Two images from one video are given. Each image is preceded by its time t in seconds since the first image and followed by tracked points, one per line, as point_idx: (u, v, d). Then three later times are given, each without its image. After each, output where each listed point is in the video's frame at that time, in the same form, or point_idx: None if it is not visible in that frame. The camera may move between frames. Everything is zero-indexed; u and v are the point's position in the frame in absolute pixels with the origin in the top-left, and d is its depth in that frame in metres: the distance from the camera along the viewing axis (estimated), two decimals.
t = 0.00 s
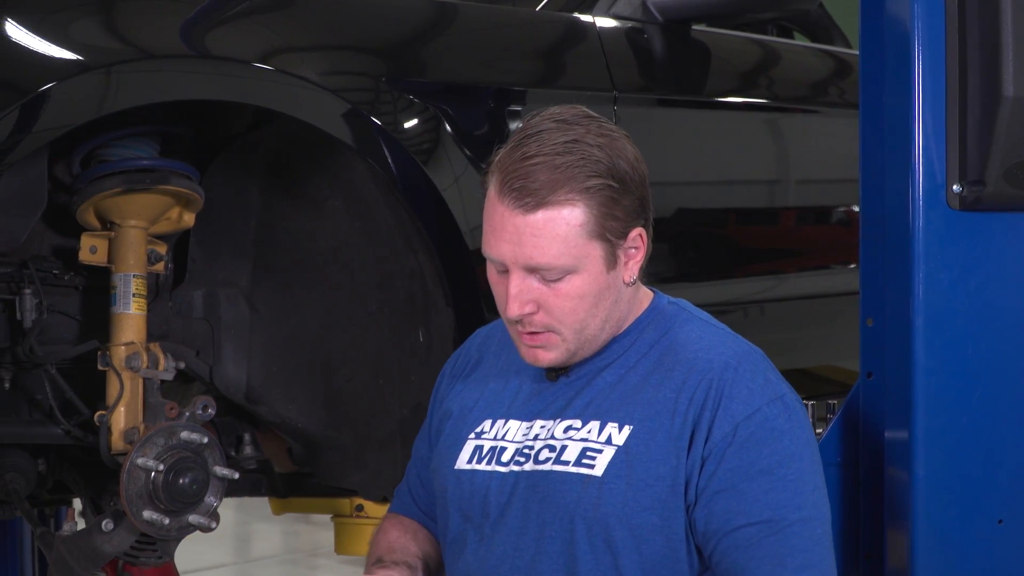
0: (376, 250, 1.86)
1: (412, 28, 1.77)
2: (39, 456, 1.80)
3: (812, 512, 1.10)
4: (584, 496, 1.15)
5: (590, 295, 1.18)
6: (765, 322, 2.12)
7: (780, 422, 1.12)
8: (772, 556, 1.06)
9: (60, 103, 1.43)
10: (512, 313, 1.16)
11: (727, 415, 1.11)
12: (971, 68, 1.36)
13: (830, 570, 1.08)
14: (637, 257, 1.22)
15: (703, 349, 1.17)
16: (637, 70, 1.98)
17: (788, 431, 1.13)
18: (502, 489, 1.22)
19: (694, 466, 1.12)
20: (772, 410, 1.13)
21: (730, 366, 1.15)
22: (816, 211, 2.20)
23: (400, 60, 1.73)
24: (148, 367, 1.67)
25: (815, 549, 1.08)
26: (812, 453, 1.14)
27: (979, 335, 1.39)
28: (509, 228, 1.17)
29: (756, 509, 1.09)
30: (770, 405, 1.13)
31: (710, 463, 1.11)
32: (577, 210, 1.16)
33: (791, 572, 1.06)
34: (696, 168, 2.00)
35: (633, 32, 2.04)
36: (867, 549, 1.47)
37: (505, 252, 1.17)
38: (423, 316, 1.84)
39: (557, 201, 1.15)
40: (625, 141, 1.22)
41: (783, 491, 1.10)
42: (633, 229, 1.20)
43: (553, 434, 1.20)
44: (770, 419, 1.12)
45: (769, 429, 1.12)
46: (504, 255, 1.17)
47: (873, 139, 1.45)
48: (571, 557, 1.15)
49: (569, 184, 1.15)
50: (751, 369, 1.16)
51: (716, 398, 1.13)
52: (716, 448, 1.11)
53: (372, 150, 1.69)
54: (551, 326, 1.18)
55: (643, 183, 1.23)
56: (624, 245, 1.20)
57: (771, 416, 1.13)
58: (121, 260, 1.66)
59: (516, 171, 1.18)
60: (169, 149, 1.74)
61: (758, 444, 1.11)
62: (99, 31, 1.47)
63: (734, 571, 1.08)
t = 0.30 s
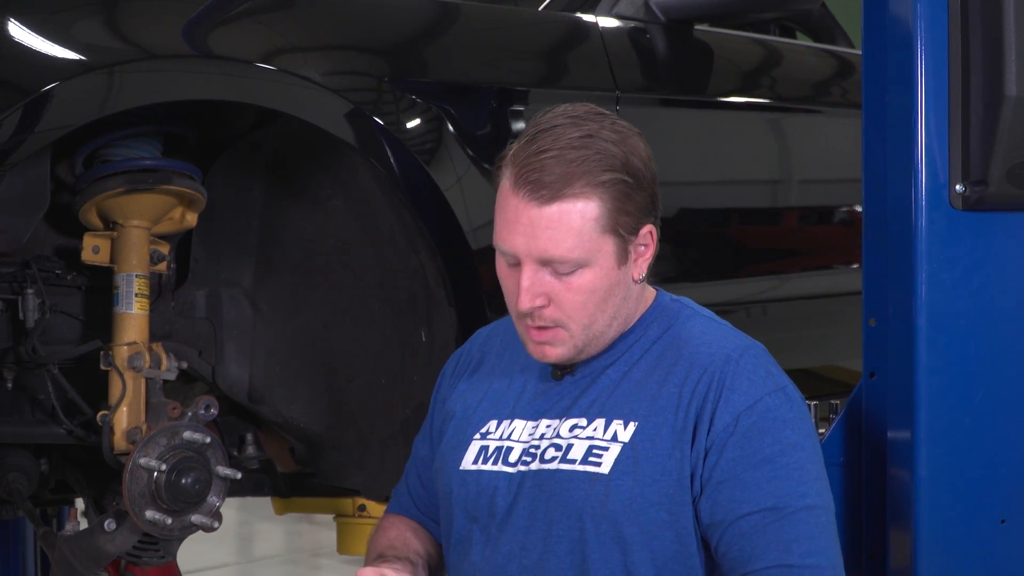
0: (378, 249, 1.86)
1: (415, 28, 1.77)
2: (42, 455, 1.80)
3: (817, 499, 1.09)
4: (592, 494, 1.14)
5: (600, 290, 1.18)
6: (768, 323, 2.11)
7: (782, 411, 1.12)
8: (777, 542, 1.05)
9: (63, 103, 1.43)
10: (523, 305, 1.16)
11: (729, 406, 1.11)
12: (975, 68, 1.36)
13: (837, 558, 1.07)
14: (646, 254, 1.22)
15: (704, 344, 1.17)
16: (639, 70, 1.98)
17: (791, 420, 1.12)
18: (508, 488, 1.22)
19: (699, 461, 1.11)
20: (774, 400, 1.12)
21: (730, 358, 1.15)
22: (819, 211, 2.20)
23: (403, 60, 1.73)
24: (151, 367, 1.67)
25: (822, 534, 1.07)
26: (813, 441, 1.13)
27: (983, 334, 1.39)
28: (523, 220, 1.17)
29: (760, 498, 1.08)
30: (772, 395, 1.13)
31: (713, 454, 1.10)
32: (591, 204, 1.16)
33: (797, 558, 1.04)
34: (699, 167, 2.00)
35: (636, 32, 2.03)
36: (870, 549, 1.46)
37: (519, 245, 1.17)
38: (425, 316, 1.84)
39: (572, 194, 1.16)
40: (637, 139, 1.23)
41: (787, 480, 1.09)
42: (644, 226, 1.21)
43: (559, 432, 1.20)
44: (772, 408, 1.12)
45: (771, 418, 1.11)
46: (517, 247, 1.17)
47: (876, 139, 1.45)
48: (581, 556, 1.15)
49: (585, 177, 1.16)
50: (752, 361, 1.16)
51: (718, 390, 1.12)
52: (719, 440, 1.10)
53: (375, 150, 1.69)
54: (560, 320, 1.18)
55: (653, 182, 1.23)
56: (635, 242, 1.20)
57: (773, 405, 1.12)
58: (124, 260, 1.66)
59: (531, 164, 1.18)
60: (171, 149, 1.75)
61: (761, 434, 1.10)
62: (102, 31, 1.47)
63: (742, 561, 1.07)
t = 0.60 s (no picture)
0: (380, 249, 1.86)
1: (416, 28, 1.77)
2: (44, 456, 1.80)
3: (823, 490, 1.09)
4: (592, 494, 1.14)
5: (614, 241, 1.22)
6: (769, 322, 2.11)
7: (783, 405, 1.12)
8: (789, 537, 1.05)
9: (64, 103, 1.43)
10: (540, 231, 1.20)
11: (730, 402, 1.11)
12: (976, 69, 1.36)
13: (847, 547, 1.07)
14: (657, 234, 1.27)
15: (703, 341, 1.17)
16: (640, 70, 1.98)
17: (792, 414, 1.12)
18: (507, 489, 1.21)
19: (701, 459, 1.11)
20: (774, 394, 1.12)
21: (729, 354, 1.14)
22: (820, 211, 2.20)
23: (404, 60, 1.73)
24: (153, 367, 1.67)
25: (831, 527, 1.07)
26: (813, 432, 1.13)
27: (983, 334, 1.39)
28: (557, 154, 1.23)
29: (766, 493, 1.08)
30: (772, 390, 1.12)
31: (716, 453, 1.10)
32: (624, 152, 1.22)
33: (809, 549, 1.05)
34: (701, 167, 1.99)
35: (637, 31, 2.03)
36: (871, 549, 1.47)
37: (546, 176, 1.23)
38: (427, 316, 1.84)
39: (608, 134, 1.23)
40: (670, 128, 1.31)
41: (793, 473, 1.08)
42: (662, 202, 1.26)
43: (557, 433, 1.19)
44: (773, 403, 1.11)
45: (772, 414, 1.11)
46: (544, 176, 1.23)
47: (877, 139, 1.45)
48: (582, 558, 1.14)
49: (623, 122, 1.23)
50: (750, 356, 1.15)
51: (717, 387, 1.12)
52: (722, 437, 1.10)
53: (376, 150, 1.69)
54: (570, 261, 1.21)
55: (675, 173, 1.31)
56: (652, 213, 1.25)
57: (774, 400, 1.12)
58: (125, 260, 1.66)
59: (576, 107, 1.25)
60: (173, 148, 1.75)
61: (764, 429, 1.10)
62: (103, 31, 1.47)
63: (753, 558, 1.07)
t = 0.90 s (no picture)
0: (381, 249, 1.86)
1: (417, 28, 1.77)
2: (44, 456, 1.80)
3: (840, 475, 1.06)
4: (598, 493, 1.13)
5: (592, 226, 1.21)
6: (770, 322, 2.11)
7: (795, 396, 1.10)
8: (809, 521, 1.03)
9: (64, 103, 1.43)
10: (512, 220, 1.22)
11: (739, 396, 1.09)
12: (977, 69, 1.36)
13: (870, 530, 1.04)
14: (645, 223, 1.25)
15: (708, 336, 1.16)
16: (641, 70, 1.98)
17: (803, 405, 1.10)
18: (511, 488, 1.20)
19: (712, 455, 1.09)
20: (783, 384, 1.10)
21: (735, 349, 1.13)
22: (821, 211, 2.20)
23: (405, 60, 1.73)
24: (153, 367, 1.67)
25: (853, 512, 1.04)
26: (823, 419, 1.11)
27: (984, 335, 1.39)
28: (532, 149, 1.26)
29: (785, 483, 1.05)
30: (780, 381, 1.10)
31: (729, 448, 1.08)
32: (598, 139, 1.23)
33: (832, 532, 1.02)
34: (701, 167, 1.99)
35: (638, 31, 2.03)
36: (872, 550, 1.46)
37: (521, 169, 1.25)
38: (427, 315, 1.84)
39: (579, 123, 1.24)
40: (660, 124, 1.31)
41: (809, 461, 1.06)
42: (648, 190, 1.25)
43: (562, 431, 1.18)
44: (784, 394, 1.09)
45: (783, 404, 1.09)
46: (520, 170, 1.25)
47: (878, 139, 1.45)
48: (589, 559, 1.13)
49: (595, 111, 1.25)
50: (756, 350, 1.14)
51: (725, 382, 1.10)
52: (734, 431, 1.08)
53: (377, 149, 1.69)
54: (546, 249, 1.22)
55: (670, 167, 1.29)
56: (637, 202, 1.24)
57: (784, 391, 1.10)
58: (126, 260, 1.66)
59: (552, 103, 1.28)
60: (174, 148, 1.75)
61: (776, 419, 1.07)
62: (104, 31, 1.47)
63: (775, 545, 1.05)
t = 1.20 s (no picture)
0: (382, 249, 1.86)
1: (419, 29, 1.77)
2: (46, 456, 1.81)
3: (829, 475, 1.00)
4: (575, 501, 1.11)
5: (506, 222, 1.27)
6: (772, 322, 2.11)
7: (776, 396, 1.04)
8: (789, 527, 0.98)
9: (66, 103, 1.43)
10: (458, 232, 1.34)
11: (714, 400, 1.05)
12: (978, 69, 1.36)
13: (863, 533, 0.98)
14: (569, 212, 1.23)
15: (685, 339, 1.13)
16: (642, 70, 1.98)
17: (785, 405, 1.04)
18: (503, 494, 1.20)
19: (688, 463, 1.06)
20: (763, 385, 1.05)
21: (713, 352, 1.09)
22: (823, 211, 2.19)
23: (407, 60, 1.73)
24: (155, 367, 1.67)
25: (841, 513, 0.98)
26: (814, 418, 1.05)
27: (986, 335, 1.38)
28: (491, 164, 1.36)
29: (766, 487, 1.00)
30: (760, 381, 1.05)
31: (707, 454, 1.04)
32: (517, 141, 1.29)
33: (815, 537, 0.97)
34: (702, 167, 1.99)
35: (640, 32, 2.03)
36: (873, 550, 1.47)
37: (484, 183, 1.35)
38: (429, 316, 1.84)
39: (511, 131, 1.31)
40: (615, 112, 1.28)
41: (791, 464, 1.00)
42: (563, 177, 1.24)
43: (546, 438, 1.17)
44: (763, 394, 1.04)
45: (762, 405, 1.03)
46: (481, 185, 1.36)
47: (880, 140, 1.46)
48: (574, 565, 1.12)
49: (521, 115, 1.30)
50: (738, 351, 1.09)
51: (702, 386, 1.07)
52: (709, 437, 1.04)
53: (377, 150, 1.69)
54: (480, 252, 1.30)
55: (615, 152, 1.24)
56: (553, 192, 1.24)
57: (764, 391, 1.04)
58: (128, 260, 1.66)
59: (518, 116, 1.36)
60: (176, 148, 1.75)
61: (753, 422, 1.02)
62: (106, 31, 1.47)
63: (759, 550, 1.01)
